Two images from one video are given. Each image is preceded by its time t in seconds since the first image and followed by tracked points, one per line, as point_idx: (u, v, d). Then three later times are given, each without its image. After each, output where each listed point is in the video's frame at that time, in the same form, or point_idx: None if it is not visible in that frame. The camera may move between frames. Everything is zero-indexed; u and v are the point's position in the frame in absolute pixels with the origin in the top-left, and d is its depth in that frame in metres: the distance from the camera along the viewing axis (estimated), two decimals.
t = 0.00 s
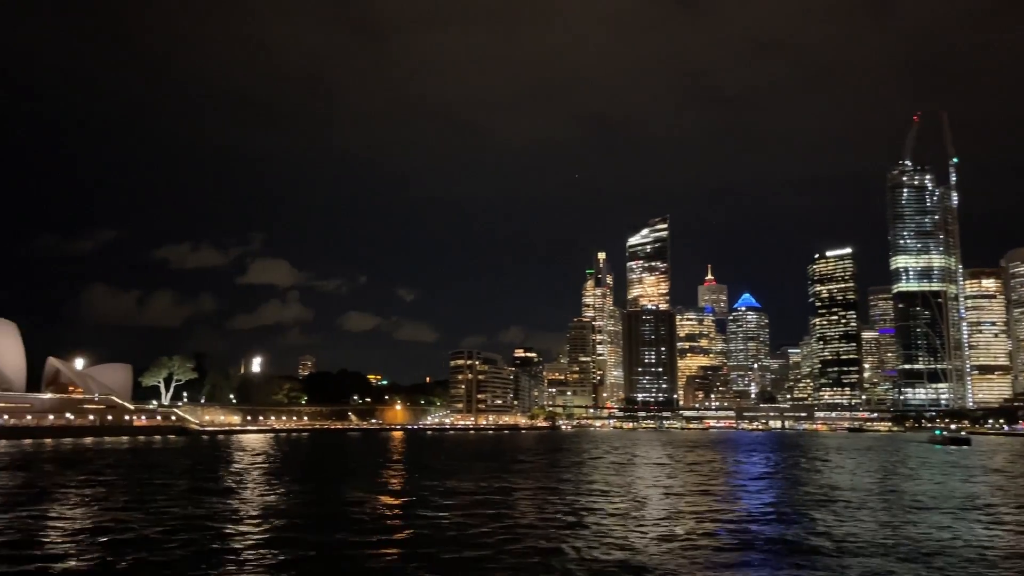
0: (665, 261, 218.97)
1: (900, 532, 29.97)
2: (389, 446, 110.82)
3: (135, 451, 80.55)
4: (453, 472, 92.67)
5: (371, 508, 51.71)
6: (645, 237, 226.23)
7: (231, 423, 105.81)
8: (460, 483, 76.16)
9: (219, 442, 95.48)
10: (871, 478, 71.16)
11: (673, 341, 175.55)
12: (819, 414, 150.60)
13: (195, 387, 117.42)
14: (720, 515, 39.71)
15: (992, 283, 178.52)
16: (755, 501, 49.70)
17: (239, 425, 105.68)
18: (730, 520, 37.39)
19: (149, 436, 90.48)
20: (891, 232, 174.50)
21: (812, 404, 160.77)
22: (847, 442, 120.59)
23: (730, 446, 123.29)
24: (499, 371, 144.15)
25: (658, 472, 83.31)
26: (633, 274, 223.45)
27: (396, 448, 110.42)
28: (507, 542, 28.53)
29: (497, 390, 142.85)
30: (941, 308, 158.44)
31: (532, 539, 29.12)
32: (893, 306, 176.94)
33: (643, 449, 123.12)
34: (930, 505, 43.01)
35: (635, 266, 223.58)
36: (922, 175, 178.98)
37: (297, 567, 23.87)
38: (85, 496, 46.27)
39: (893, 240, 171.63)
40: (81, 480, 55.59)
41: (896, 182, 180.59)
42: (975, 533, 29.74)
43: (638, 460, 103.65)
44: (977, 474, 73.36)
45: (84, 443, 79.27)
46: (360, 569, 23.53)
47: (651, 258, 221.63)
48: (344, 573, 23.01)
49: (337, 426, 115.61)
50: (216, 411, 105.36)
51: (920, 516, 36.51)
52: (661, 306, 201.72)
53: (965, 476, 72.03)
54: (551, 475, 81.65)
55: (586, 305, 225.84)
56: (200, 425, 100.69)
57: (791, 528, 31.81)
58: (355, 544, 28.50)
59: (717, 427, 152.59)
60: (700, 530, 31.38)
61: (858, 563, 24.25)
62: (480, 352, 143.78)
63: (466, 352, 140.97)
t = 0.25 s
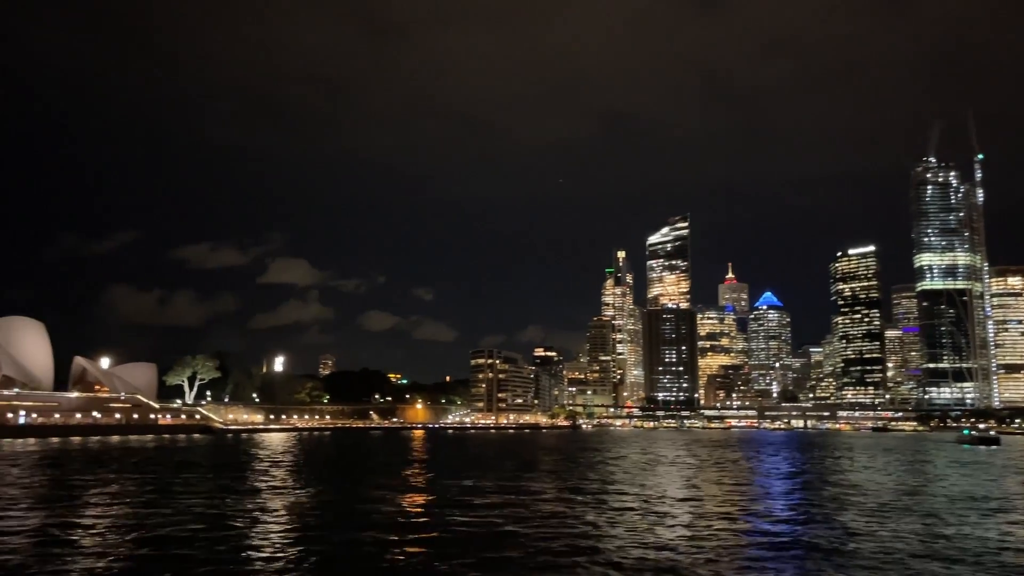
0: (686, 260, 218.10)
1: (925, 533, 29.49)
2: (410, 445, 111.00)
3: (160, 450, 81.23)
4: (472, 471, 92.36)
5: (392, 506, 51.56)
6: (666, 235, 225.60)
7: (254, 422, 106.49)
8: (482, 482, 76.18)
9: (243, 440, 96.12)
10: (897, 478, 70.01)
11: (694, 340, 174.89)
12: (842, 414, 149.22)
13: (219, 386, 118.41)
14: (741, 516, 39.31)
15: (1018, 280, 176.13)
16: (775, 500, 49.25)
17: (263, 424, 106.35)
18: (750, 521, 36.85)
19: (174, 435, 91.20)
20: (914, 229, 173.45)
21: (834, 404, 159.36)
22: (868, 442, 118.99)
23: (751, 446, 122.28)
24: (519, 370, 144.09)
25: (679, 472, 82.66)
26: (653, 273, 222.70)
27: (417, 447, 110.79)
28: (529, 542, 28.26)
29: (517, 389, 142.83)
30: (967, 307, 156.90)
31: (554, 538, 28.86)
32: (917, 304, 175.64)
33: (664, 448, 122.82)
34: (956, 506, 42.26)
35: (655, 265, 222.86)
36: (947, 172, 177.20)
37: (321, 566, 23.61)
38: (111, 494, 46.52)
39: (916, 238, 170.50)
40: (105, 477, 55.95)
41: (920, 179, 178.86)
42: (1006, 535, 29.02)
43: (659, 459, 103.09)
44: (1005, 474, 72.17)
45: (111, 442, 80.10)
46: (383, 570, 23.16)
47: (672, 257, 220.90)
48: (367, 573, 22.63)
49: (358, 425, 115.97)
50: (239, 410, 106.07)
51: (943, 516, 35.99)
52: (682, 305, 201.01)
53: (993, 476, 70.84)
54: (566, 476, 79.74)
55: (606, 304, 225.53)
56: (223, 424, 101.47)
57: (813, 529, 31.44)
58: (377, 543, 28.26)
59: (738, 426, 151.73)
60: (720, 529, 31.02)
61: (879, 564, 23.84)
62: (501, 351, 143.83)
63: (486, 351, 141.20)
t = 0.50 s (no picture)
0: (709, 258, 216.80)
1: (960, 532, 28.82)
2: (433, 444, 111.11)
3: (187, 448, 82.02)
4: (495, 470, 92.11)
5: (415, 506, 51.43)
6: (689, 233, 224.49)
7: (280, 421, 107.31)
8: (506, 481, 76.16)
9: (268, 439, 96.77)
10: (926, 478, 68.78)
11: (717, 339, 173.91)
12: (869, 413, 147.51)
13: (245, 385, 119.46)
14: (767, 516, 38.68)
15: None
16: (802, 500, 48.65)
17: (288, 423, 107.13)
18: (776, 521, 36.26)
19: (200, 433, 91.96)
20: (942, 226, 170.30)
21: (861, 403, 157.44)
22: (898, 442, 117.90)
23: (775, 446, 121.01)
24: (542, 369, 143.86)
25: (704, 471, 81.96)
26: (676, 271, 221.56)
27: (441, 446, 111.01)
28: (554, 542, 27.86)
29: (540, 388, 142.62)
30: (996, 305, 155.22)
31: (578, 538, 28.45)
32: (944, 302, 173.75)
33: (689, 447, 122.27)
34: (989, 505, 41.40)
35: (678, 263, 221.73)
36: (975, 168, 174.65)
37: (343, 565, 23.36)
38: (139, 492, 46.87)
39: (944, 235, 167.84)
40: (133, 475, 56.46)
41: (948, 176, 176.60)
42: None
43: (684, 459, 102.39)
44: None
45: (140, 440, 81.03)
46: (405, 569, 22.82)
47: (695, 255, 219.72)
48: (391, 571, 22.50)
49: (382, 424, 116.33)
50: (266, 409, 106.91)
51: (976, 516, 35.24)
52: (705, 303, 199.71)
53: None
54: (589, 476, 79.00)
55: (628, 303, 224.73)
56: (250, 422, 102.39)
57: (842, 528, 30.82)
58: (400, 543, 28.00)
59: (763, 426, 150.58)
60: (748, 530, 30.52)
61: (913, 563, 23.25)
62: (524, 350, 143.73)
63: (510, 350, 141.22)
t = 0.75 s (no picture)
0: (730, 257, 215.63)
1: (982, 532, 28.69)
2: (454, 443, 111.48)
3: (211, 447, 82.90)
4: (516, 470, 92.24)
5: (437, 505, 51.65)
6: (709, 232, 223.48)
7: (302, 420, 108.17)
8: (527, 481, 76.42)
9: (290, 438, 97.57)
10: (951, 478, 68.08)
11: (738, 338, 172.95)
12: (892, 413, 146.11)
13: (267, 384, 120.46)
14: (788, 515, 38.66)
15: None
16: (826, 501, 48.42)
17: (310, 422, 108.00)
18: (797, 520, 36.25)
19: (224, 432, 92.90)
20: (966, 223, 169.00)
21: (884, 403, 155.74)
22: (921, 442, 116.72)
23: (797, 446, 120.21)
24: (562, 369, 143.87)
25: (725, 471, 81.65)
26: (696, 270, 220.55)
27: (462, 445, 111.41)
28: (577, 543, 27.89)
29: (561, 388, 142.64)
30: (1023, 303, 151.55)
31: (601, 538, 28.48)
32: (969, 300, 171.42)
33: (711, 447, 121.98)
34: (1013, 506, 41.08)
35: (699, 262, 220.71)
36: (1001, 165, 173.33)
37: (368, 565, 23.41)
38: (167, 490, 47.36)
39: (969, 232, 166.73)
40: (159, 474, 57.16)
41: (972, 173, 174.86)
42: None
43: (705, 459, 101.97)
44: None
45: (164, 439, 82.00)
46: (427, 569, 23.02)
47: (716, 254, 218.67)
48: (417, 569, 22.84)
49: (403, 423, 116.93)
50: (288, 408, 107.78)
51: (1000, 516, 35.04)
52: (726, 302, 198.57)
53: None
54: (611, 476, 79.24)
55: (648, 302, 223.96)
56: (273, 421, 103.31)
57: (862, 528, 30.85)
58: (425, 543, 28.08)
59: (784, 426, 149.62)
60: (768, 529, 30.50)
61: (933, 563, 23.32)
62: (544, 350, 143.84)
63: (530, 350, 141.34)
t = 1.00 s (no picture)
0: (753, 256, 214.33)
1: (1012, 533, 28.53)
2: (477, 442, 111.64)
3: (237, 446, 83.57)
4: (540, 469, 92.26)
5: (463, 505, 51.78)
6: (732, 231, 222.29)
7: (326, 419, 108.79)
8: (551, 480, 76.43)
9: (315, 437, 98.15)
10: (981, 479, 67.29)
11: (762, 337, 171.83)
12: (920, 413, 144.53)
13: (292, 384, 121.30)
14: (819, 516, 38.39)
15: None
16: (853, 502, 48.16)
17: (334, 421, 108.61)
18: (828, 520, 36.00)
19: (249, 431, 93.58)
20: (995, 221, 167.05)
21: (911, 403, 154.00)
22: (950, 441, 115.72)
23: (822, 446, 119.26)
24: (585, 368, 143.70)
25: (751, 472, 81.27)
26: (719, 269, 219.39)
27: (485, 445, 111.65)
28: (606, 542, 27.93)
29: (583, 387, 142.47)
30: None
31: (631, 539, 28.51)
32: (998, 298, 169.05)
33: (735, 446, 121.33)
34: None
35: (722, 261, 219.61)
36: None
37: (399, 564, 23.49)
38: (199, 489, 47.85)
39: (998, 230, 164.70)
40: (187, 473, 57.64)
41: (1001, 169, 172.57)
42: None
43: (730, 458, 101.49)
44: None
45: (191, 437, 82.77)
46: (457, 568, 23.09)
47: (739, 253, 217.50)
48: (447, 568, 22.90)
49: (426, 423, 117.26)
50: (313, 408, 108.44)
51: None
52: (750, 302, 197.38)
53: None
54: (635, 475, 78.84)
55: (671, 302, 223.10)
56: (298, 421, 104.01)
57: (893, 529, 30.62)
58: (455, 543, 28.14)
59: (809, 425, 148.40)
60: (794, 529, 30.51)
61: (966, 564, 23.14)
62: (567, 350, 143.74)
63: (552, 349, 141.19)
